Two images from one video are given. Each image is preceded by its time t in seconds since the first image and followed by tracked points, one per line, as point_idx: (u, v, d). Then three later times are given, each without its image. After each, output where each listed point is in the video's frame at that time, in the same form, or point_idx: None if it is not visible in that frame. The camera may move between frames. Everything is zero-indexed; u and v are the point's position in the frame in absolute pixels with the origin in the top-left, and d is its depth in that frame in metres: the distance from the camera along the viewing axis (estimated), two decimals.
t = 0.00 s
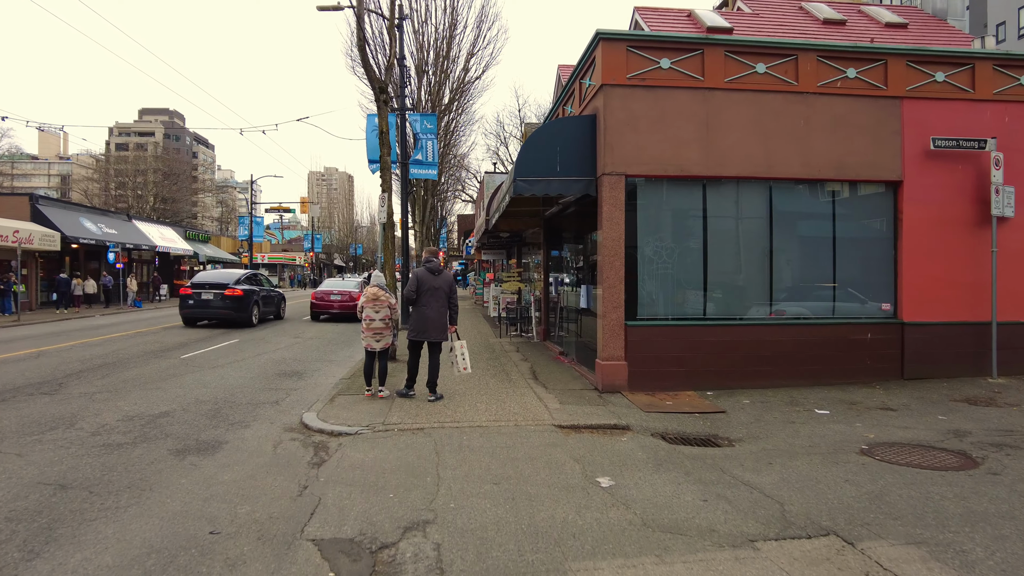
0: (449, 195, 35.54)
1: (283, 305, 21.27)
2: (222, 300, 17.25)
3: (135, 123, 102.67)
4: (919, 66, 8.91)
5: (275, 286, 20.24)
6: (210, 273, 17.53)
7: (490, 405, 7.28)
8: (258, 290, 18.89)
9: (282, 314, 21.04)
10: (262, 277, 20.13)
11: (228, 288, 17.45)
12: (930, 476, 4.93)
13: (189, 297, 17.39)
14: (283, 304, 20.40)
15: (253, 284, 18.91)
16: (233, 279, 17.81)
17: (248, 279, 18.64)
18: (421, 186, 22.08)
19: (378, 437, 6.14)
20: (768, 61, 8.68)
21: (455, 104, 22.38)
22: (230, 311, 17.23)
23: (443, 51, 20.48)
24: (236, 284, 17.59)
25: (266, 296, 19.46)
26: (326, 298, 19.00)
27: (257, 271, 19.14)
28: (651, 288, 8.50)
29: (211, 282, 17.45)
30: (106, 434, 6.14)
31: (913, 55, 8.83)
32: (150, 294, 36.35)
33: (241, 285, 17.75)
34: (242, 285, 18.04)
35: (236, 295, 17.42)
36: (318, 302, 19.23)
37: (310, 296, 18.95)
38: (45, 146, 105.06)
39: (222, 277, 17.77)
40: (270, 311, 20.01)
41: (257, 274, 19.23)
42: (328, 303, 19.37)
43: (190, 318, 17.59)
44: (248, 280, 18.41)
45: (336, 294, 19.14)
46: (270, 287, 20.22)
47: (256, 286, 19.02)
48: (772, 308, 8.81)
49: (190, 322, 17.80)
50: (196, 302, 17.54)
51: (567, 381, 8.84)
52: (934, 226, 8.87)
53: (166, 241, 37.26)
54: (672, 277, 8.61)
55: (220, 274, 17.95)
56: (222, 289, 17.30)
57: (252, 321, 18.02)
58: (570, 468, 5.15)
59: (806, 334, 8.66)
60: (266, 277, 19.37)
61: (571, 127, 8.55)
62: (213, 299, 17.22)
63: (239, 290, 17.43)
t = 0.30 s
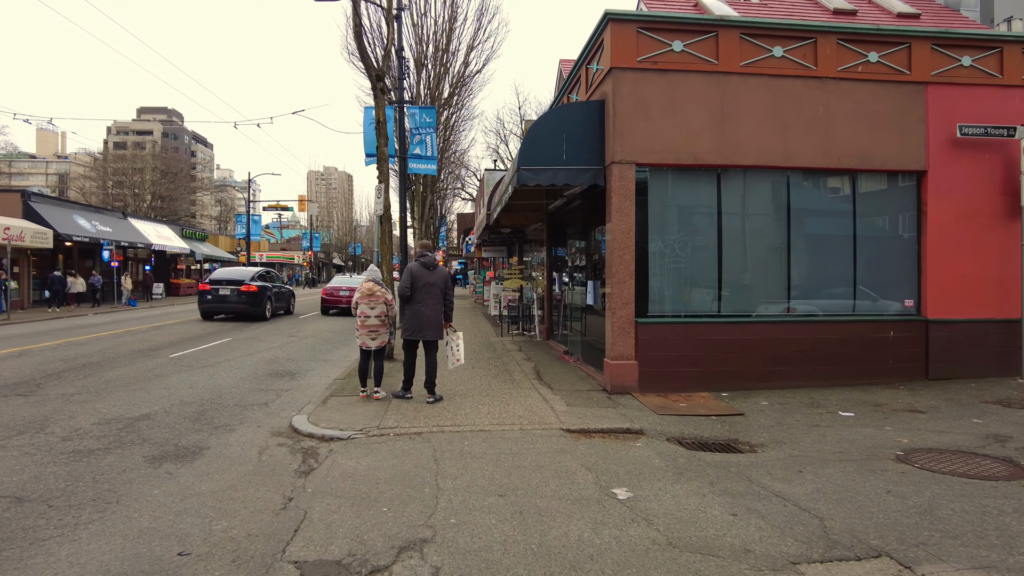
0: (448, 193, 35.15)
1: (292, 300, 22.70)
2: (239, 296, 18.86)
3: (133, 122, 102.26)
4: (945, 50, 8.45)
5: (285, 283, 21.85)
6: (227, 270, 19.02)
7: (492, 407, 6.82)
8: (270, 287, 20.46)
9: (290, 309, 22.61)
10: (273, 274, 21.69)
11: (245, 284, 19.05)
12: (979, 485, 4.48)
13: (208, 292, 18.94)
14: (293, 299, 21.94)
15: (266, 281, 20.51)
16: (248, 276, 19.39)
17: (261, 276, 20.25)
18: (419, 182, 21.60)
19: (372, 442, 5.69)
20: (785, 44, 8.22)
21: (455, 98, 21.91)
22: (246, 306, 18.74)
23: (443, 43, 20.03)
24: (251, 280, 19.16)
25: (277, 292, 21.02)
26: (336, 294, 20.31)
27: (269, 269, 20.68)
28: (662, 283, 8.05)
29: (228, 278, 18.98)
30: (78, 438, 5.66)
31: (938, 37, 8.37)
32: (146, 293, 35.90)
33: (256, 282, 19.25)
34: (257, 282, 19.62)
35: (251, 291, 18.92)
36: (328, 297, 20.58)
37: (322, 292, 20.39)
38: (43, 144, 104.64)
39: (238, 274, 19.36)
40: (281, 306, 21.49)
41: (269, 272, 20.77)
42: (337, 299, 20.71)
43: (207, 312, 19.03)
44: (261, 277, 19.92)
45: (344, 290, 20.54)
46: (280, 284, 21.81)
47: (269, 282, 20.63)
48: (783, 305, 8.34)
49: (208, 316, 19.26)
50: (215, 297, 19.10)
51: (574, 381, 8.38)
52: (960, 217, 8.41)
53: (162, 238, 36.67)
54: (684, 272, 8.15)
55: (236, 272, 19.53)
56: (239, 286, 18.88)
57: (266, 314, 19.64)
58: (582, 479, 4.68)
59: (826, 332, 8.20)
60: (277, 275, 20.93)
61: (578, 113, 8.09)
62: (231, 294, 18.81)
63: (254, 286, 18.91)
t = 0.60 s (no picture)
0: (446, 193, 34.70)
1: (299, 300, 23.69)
2: (250, 295, 19.69)
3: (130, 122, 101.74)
4: (973, 38, 7.96)
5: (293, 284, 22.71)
6: (239, 272, 19.93)
7: (494, 421, 6.31)
8: (280, 287, 21.33)
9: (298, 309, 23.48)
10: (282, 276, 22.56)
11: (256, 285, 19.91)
12: None
13: (220, 292, 19.80)
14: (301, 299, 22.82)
15: (276, 282, 21.39)
16: (259, 277, 20.26)
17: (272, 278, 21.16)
18: (417, 181, 21.09)
19: (362, 463, 5.19)
20: (805, 32, 7.72)
21: (454, 95, 21.40)
22: (257, 305, 19.57)
23: (442, 38, 19.52)
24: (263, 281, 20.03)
25: (286, 292, 21.91)
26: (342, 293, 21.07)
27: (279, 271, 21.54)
28: (673, 286, 7.55)
29: (240, 279, 19.84)
30: (39, 459, 5.14)
31: (966, 25, 7.89)
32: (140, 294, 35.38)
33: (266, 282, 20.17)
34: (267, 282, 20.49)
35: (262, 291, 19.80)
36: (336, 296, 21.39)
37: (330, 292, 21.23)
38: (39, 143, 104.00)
39: (250, 275, 20.21)
40: (290, 305, 22.41)
41: (278, 273, 21.64)
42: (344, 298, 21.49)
43: (220, 311, 19.90)
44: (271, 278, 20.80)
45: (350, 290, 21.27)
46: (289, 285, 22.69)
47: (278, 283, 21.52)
48: (796, 308, 7.83)
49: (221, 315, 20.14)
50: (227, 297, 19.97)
51: (580, 391, 7.87)
52: (990, 216, 7.92)
53: (157, 239, 36.13)
54: (696, 275, 7.65)
55: (248, 273, 20.41)
56: (250, 286, 19.72)
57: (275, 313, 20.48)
58: (594, 511, 4.17)
59: (848, 338, 7.69)
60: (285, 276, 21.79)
61: (584, 105, 7.61)
62: (243, 294, 19.65)
63: (265, 287, 19.79)
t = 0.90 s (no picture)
0: (446, 191, 34.29)
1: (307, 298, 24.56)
2: (261, 293, 20.51)
3: (129, 121, 101.29)
4: (1004, 19, 7.51)
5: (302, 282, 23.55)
6: (250, 270, 20.83)
7: (497, 428, 5.85)
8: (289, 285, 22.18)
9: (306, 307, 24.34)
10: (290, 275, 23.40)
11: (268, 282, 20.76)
12: None
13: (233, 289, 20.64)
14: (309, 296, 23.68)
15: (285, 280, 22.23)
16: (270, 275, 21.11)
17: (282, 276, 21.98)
18: (416, 177, 20.62)
19: (354, 476, 4.73)
20: (827, 13, 7.26)
21: (454, 90, 20.95)
22: (268, 302, 20.40)
23: (441, 31, 19.06)
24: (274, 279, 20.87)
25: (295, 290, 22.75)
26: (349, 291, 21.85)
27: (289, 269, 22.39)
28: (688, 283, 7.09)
29: (252, 278, 20.69)
30: None
31: (998, 5, 7.45)
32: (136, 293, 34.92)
33: (277, 280, 21.08)
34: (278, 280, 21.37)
35: (273, 288, 20.63)
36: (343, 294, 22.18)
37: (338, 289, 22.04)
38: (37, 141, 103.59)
39: (261, 274, 21.06)
40: (299, 303, 23.31)
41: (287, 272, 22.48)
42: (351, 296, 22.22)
43: (233, 308, 20.78)
44: (281, 276, 21.67)
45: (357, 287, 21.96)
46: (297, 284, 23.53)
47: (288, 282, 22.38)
48: (809, 306, 7.35)
49: (234, 312, 21.05)
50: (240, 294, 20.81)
51: (588, 394, 7.42)
52: None
53: (153, 237, 35.67)
54: (712, 271, 7.19)
55: (260, 271, 21.29)
56: (262, 284, 20.57)
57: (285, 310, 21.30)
58: (614, 533, 3.72)
59: (874, 338, 7.23)
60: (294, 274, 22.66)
61: (593, 90, 7.16)
62: (254, 292, 20.47)
63: (276, 284, 20.61)
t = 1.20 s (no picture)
0: (446, 192, 33.93)
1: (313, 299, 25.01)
2: (271, 293, 21.02)
3: (128, 121, 100.97)
4: None
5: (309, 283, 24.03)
6: (261, 272, 21.36)
7: (501, 446, 5.38)
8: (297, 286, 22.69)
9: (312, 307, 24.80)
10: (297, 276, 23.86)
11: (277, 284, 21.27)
12: None
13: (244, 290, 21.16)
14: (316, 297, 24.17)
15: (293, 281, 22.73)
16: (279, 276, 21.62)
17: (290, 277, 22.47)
18: (416, 177, 20.20)
19: (341, 506, 4.27)
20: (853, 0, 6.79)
21: (454, 89, 20.54)
22: (278, 302, 20.91)
23: (442, 28, 18.64)
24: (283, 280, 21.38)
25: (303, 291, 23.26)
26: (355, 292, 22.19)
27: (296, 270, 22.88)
28: (705, 288, 6.62)
29: (262, 279, 21.20)
30: None
31: None
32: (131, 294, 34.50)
33: (285, 281, 21.63)
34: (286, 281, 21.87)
35: (282, 289, 21.14)
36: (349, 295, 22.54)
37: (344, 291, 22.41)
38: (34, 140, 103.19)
39: (270, 275, 21.56)
40: (306, 303, 23.80)
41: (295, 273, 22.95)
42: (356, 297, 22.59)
43: (243, 308, 21.29)
44: (290, 277, 22.20)
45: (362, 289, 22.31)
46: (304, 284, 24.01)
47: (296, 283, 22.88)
48: (821, 309, 6.84)
49: (244, 312, 21.54)
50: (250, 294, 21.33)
51: (597, 407, 6.95)
52: None
53: (150, 238, 35.17)
54: (731, 274, 6.71)
55: (269, 273, 21.80)
56: (272, 285, 21.09)
57: (293, 310, 21.81)
58: None
59: (904, 347, 6.76)
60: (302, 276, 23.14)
61: (603, 82, 6.69)
62: (264, 292, 20.98)
63: (285, 285, 21.11)
